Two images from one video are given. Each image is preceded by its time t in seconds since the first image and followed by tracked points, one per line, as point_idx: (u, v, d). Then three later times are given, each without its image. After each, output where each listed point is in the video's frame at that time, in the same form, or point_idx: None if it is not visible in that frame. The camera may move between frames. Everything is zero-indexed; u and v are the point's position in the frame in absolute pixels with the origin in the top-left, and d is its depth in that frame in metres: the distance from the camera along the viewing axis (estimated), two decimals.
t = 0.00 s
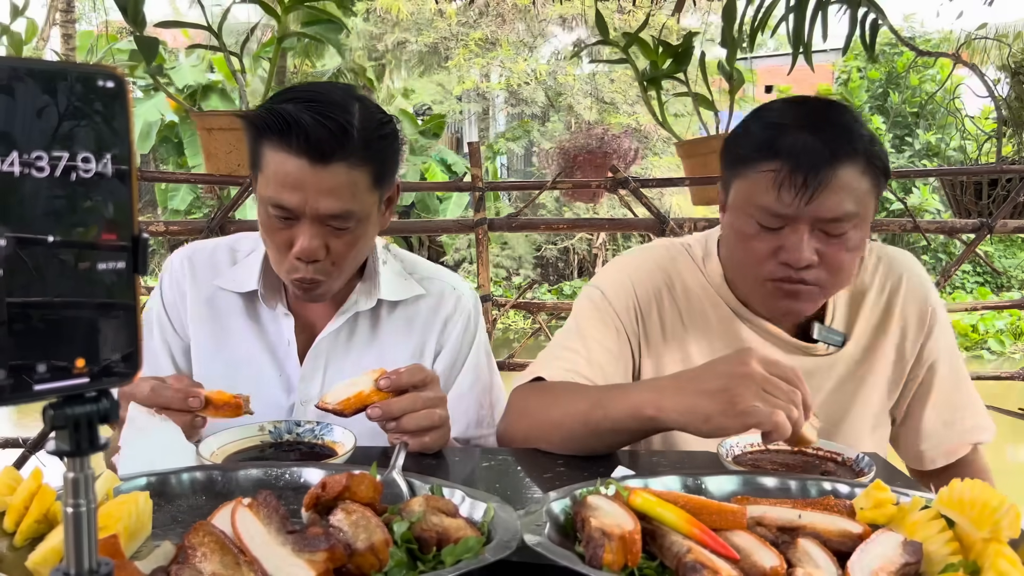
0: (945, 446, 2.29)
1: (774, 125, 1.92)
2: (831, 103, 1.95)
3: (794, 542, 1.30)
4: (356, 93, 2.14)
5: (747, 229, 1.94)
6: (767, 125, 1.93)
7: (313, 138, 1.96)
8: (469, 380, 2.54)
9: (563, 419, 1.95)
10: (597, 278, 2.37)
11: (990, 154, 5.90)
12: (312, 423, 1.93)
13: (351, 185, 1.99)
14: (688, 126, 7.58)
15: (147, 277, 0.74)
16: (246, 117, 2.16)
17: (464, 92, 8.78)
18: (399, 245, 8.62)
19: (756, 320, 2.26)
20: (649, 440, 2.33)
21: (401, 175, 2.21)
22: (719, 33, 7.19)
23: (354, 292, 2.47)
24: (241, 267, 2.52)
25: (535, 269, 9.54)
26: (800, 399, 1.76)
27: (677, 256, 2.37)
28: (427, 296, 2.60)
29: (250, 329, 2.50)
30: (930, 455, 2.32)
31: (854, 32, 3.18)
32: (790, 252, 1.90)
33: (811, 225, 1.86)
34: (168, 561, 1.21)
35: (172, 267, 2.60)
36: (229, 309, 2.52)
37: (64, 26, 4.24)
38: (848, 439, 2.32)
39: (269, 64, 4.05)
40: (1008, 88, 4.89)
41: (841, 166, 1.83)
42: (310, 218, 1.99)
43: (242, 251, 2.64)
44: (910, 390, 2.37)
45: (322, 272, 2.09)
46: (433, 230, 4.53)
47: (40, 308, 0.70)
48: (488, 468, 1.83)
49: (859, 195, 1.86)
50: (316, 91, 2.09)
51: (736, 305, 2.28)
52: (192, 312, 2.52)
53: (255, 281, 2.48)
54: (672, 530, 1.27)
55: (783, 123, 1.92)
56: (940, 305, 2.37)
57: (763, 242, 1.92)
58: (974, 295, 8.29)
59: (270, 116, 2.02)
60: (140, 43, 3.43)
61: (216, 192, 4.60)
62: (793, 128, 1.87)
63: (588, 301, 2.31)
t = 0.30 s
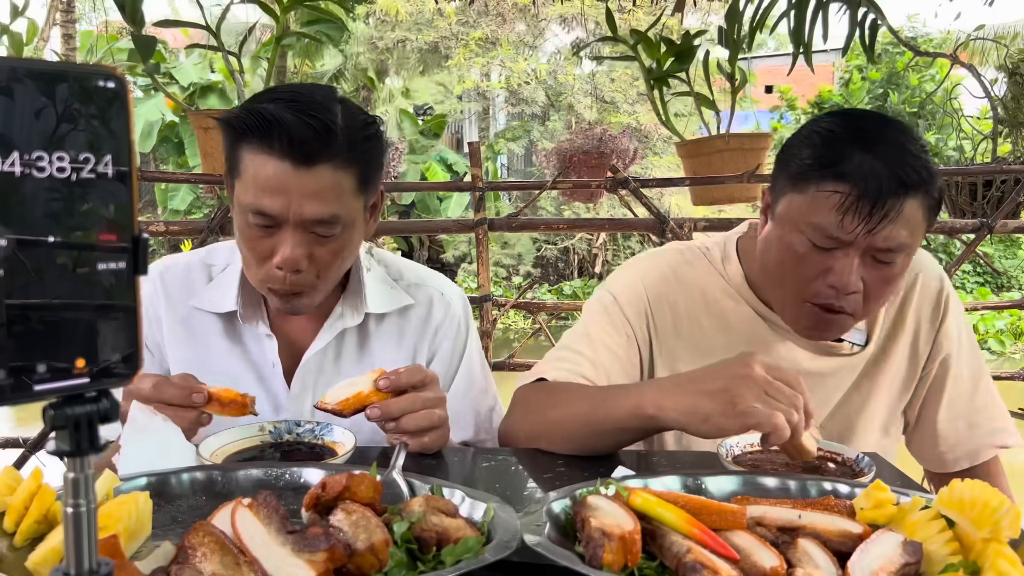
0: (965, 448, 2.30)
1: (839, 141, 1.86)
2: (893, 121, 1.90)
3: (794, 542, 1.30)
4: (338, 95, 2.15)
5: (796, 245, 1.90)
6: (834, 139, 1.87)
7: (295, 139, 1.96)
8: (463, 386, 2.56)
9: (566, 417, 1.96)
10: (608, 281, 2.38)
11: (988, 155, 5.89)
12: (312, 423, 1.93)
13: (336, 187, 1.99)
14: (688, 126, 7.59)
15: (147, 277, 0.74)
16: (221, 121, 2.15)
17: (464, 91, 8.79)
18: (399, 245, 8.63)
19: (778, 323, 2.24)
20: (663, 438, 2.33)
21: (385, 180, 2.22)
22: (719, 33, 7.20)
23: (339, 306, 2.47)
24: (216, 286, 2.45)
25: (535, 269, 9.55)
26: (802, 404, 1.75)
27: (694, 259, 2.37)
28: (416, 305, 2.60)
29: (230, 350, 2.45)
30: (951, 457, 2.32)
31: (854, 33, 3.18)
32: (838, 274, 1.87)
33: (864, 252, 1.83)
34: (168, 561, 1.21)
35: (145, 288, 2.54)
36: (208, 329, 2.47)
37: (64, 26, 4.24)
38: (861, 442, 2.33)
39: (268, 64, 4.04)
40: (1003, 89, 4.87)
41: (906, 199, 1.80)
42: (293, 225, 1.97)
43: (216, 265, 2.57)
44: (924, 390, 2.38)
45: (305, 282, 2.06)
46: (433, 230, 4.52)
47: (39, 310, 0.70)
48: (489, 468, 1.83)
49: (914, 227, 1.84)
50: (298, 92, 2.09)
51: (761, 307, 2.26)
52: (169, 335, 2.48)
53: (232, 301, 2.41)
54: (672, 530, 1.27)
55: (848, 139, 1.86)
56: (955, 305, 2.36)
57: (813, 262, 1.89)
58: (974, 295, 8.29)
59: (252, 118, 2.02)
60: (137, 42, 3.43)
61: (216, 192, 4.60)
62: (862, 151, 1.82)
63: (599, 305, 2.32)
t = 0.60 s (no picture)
0: (972, 444, 2.29)
1: (847, 147, 1.85)
2: (905, 127, 1.88)
3: (794, 542, 1.30)
4: (321, 95, 2.15)
5: (800, 249, 1.91)
6: (842, 145, 1.86)
7: (283, 148, 1.95)
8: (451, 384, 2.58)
9: (574, 414, 1.96)
10: (611, 282, 2.38)
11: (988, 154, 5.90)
12: (312, 424, 1.93)
13: (326, 193, 1.99)
14: (688, 126, 7.59)
15: (147, 278, 0.75)
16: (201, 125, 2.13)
17: (465, 90, 8.79)
18: (399, 245, 8.63)
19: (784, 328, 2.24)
20: (669, 439, 2.33)
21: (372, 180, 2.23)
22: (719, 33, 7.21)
23: (326, 310, 2.47)
24: (196, 300, 2.41)
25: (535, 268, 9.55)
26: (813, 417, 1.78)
27: (697, 262, 2.37)
28: (402, 304, 2.62)
29: (217, 363, 2.43)
30: (956, 453, 2.32)
31: (855, 33, 3.18)
32: (839, 281, 1.88)
33: (866, 260, 1.83)
34: (168, 561, 1.21)
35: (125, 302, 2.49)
36: (191, 343, 2.43)
37: (64, 26, 4.24)
38: (865, 441, 2.32)
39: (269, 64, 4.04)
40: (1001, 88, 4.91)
41: (911, 210, 1.79)
42: (284, 233, 1.97)
43: (192, 277, 2.51)
44: (928, 385, 2.38)
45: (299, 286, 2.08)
46: (433, 230, 4.52)
47: (40, 311, 0.70)
48: (489, 468, 1.83)
49: (919, 237, 1.84)
50: (285, 96, 2.08)
51: (768, 311, 2.25)
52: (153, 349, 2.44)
53: (216, 315, 2.37)
54: (672, 530, 1.27)
55: (856, 145, 1.85)
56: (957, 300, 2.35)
57: (816, 267, 1.90)
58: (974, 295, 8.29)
59: (239, 126, 2.00)
60: (140, 43, 3.43)
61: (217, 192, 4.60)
62: (867, 160, 1.81)
63: (602, 305, 2.32)
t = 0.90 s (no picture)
0: (971, 441, 2.30)
1: (837, 145, 1.86)
2: (896, 124, 1.89)
3: (794, 542, 1.30)
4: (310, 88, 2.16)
5: (791, 249, 1.91)
6: (833, 143, 1.86)
7: (279, 136, 1.95)
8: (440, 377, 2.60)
9: (572, 415, 1.97)
10: (609, 281, 2.38)
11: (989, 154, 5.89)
12: (312, 424, 1.93)
13: (324, 180, 1.99)
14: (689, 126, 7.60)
15: (146, 277, 0.75)
16: (191, 124, 2.12)
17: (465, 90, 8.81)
18: (399, 245, 8.63)
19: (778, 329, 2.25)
20: (667, 439, 2.33)
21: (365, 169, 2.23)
22: (719, 33, 7.22)
23: (314, 305, 2.47)
24: (184, 303, 2.40)
25: (535, 268, 9.55)
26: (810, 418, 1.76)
27: (696, 260, 2.37)
28: (388, 296, 2.64)
29: (209, 364, 2.42)
30: (954, 451, 2.32)
31: (855, 32, 3.18)
32: (831, 280, 1.88)
33: (858, 258, 1.83)
34: (168, 561, 1.21)
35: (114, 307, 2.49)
36: (181, 345, 2.43)
37: (65, 26, 4.24)
38: (863, 440, 2.32)
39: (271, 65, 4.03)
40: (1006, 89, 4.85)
41: (901, 207, 1.80)
42: (284, 224, 1.97)
43: (176, 280, 2.50)
44: (925, 382, 2.38)
45: (298, 278, 2.08)
46: (433, 230, 4.52)
47: (40, 311, 0.70)
48: (489, 468, 1.83)
49: (911, 235, 1.84)
50: (279, 89, 2.09)
51: (763, 312, 2.26)
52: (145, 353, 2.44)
53: (205, 316, 2.37)
54: (672, 530, 1.27)
55: (846, 143, 1.86)
56: (953, 297, 2.35)
57: (808, 266, 1.90)
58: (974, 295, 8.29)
59: (236, 117, 2.00)
60: (144, 44, 3.44)
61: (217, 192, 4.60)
62: (855, 157, 1.82)
63: (600, 304, 2.33)
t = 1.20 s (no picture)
0: (972, 439, 2.30)
1: (831, 142, 1.87)
2: (889, 121, 1.90)
3: (794, 542, 1.30)
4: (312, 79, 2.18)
5: (787, 245, 1.90)
6: (827, 140, 1.88)
7: (295, 118, 1.97)
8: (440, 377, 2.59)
9: (562, 421, 1.95)
10: (608, 281, 2.38)
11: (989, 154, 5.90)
12: (312, 424, 1.93)
13: (341, 158, 2.01)
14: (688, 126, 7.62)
15: (146, 279, 0.75)
16: (200, 122, 2.12)
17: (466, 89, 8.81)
18: (399, 246, 8.64)
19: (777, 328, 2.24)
20: (665, 439, 2.33)
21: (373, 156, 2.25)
22: (719, 33, 7.24)
23: (316, 304, 2.47)
24: (192, 302, 2.41)
25: (535, 268, 9.55)
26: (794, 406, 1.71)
27: (695, 259, 2.37)
28: (390, 296, 2.63)
29: (214, 363, 2.42)
30: (954, 449, 2.32)
31: (853, 32, 3.18)
32: (827, 276, 1.87)
33: (853, 254, 1.82)
34: (167, 561, 1.21)
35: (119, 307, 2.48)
36: (187, 344, 2.43)
37: (64, 26, 4.24)
38: (862, 438, 2.32)
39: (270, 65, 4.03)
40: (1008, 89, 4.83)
41: (895, 201, 1.80)
42: (304, 205, 1.96)
43: (182, 280, 2.51)
44: (925, 381, 2.38)
45: (321, 261, 2.06)
46: (433, 230, 4.52)
47: (39, 312, 0.70)
48: (489, 468, 1.83)
49: (906, 230, 1.83)
50: (289, 76, 2.11)
51: (761, 310, 2.25)
52: (150, 351, 2.44)
53: (212, 315, 2.37)
54: (672, 530, 1.27)
55: (839, 139, 1.87)
56: (953, 295, 2.35)
57: (804, 263, 1.89)
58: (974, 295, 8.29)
59: (250, 102, 2.01)
60: (143, 45, 3.44)
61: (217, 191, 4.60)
62: (847, 153, 1.84)
63: (598, 304, 2.33)
